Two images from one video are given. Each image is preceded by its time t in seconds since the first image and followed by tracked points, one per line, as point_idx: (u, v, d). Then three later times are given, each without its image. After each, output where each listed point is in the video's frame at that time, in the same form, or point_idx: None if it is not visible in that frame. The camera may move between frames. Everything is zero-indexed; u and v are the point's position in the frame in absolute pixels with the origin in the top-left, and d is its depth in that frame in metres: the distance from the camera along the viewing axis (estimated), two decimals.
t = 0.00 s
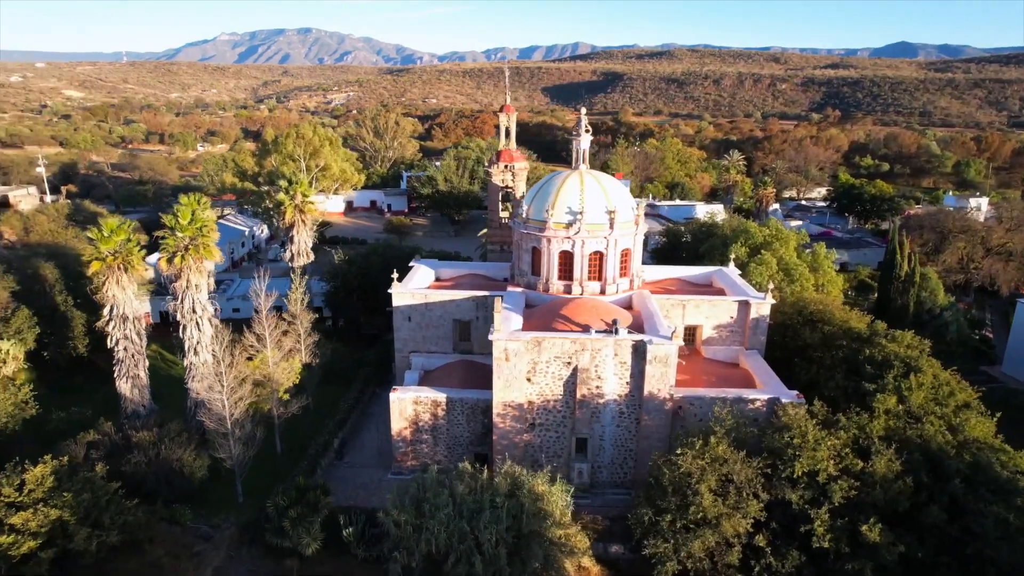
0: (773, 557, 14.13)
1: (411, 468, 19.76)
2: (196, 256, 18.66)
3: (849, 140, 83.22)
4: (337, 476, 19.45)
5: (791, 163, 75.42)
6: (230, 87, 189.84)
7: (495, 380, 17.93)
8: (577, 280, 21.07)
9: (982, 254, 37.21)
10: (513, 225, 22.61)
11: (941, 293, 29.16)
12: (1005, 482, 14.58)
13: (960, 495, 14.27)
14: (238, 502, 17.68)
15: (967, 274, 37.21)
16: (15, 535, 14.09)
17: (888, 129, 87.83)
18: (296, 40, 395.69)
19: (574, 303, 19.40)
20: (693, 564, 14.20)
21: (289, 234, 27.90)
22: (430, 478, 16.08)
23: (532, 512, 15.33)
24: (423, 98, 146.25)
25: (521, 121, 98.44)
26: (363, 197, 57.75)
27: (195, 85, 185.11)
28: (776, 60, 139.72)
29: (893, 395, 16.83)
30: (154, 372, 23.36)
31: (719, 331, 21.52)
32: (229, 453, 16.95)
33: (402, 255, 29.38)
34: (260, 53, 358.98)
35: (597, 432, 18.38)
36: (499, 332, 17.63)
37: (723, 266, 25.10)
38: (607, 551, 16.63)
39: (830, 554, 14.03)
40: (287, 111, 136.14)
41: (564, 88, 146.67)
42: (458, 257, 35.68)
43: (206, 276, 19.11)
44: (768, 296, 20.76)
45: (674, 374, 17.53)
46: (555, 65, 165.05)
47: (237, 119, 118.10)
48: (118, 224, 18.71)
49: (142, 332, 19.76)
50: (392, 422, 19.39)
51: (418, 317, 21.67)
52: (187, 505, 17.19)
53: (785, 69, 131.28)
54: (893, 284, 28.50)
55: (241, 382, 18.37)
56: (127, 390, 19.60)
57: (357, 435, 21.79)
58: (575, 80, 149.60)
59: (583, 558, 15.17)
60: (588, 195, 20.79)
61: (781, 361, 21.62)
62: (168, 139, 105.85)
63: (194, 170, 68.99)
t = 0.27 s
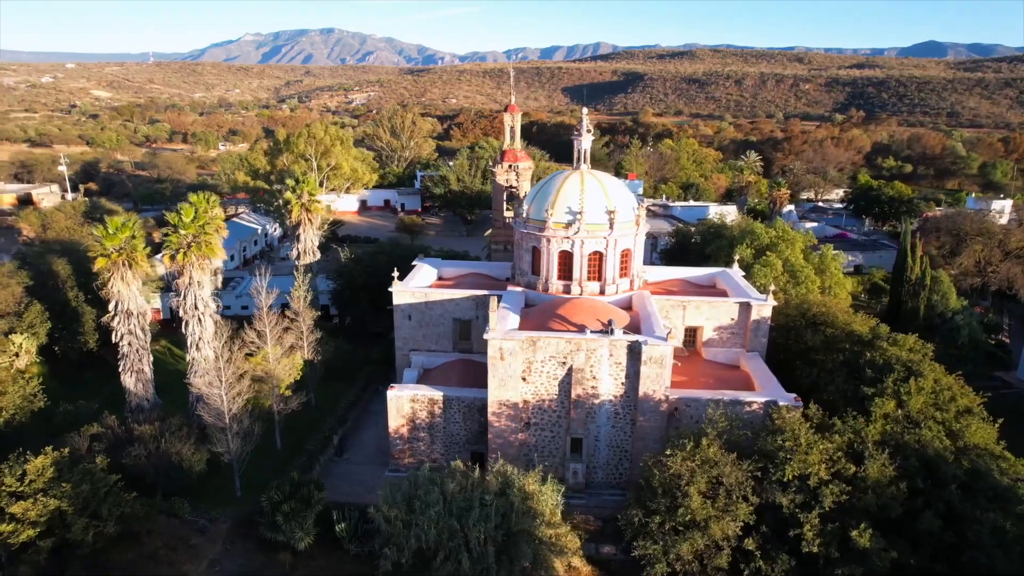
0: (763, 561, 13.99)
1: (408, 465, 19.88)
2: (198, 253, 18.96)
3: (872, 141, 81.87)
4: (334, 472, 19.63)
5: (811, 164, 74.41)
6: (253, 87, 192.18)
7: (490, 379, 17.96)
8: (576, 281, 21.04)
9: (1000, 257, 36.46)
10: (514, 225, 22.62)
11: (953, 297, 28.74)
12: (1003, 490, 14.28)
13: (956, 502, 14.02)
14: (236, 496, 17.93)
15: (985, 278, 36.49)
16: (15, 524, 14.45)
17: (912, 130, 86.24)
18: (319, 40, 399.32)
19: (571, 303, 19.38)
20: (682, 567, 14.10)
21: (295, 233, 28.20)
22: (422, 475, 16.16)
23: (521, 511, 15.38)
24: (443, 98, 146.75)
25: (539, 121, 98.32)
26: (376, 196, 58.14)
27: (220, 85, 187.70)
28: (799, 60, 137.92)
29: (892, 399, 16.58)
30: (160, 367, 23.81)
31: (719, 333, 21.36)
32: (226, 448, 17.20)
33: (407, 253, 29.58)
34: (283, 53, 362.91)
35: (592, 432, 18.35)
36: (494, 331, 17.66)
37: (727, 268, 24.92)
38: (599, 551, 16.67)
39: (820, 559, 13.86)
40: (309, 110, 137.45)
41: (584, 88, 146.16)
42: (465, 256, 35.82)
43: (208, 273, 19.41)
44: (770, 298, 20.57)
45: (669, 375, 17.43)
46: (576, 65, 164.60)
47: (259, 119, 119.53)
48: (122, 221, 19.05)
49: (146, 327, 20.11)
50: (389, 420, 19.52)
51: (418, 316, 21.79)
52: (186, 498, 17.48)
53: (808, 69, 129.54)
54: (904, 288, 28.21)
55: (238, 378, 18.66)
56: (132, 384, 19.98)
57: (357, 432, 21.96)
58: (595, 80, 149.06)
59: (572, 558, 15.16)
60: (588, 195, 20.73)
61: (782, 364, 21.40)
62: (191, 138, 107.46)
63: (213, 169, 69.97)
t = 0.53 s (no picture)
0: (746, 563, 13.90)
1: (400, 463, 19.99)
2: (195, 251, 19.17)
3: (888, 142, 80.89)
4: (327, 469, 19.79)
5: (825, 164, 73.68)
6: (270, 87, 193.82)
7: (480, 378, 18.01)
8: (570, 280, 21.03)
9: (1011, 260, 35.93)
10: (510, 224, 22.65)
11: (958, 299, 28.35)
12: (993, 494, 14.09)
13: (944, 506, 13.84)
14: (228, 491, 18.12)
15: (995, 281, 35.96)
16: (9, 515, 14.71)
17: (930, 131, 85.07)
18: (336, 40, 401.80)
19: (563, 303, 19.39)
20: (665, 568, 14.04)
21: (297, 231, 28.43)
22: (409, 473, 16.23)
23: (506, 509, 15.41)
24: (457, 98, 147.09)
25: (551, 121, 98.20)
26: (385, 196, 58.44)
27: (237, 85, 189.52)
28: (816, 60, 136.53)
29: (884, 402, 16.41)
30: (161, 362, 24.12)
31: (714, 334, 21.27)
32: (218, 444, 17.39)
33: (408, 252, 29.73)
34: (300, 54, 365.60)
35: (583, 432, 18.34)
36: (485, 330, 17.71)
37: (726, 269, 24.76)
38: (586, 551, 16.66)
39: (804, 562, 13.75)
40: (324, 110, 138.37)
41: (598, 88, 145.80)
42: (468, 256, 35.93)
43: (205, 271, 19.62)
44: (765, 299, 20.42)
45: (659, 375, 17.39)
46: (590, 65, 164.24)
47: (274, 118, 120.54)
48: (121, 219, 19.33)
49: (144, 323, 20.38)
50: (382, 417, 19.64)
51: (413, 314, 21.90)
52: (179, 492, 17.70)
53: (825, 69, 128.23)
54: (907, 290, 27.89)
55: (232, 375, 18.87)
56: (130, 379, 20.27)
57: (352, 430, 22.12)
58: (609, 80, 148.63)
59: (557, 558, 15.15)
60: (583, 194, 20.71)
61: (778, 366, 21.26)
62: (207, 138, 108.60)
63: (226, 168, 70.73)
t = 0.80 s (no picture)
0: (729, 565, 13.82)
1: (393, 460, 20.12)
2: (191, 249, 19.37)
3: (904, 142, 79.91)
4: (320, 466, 19.94)
5: (839, 165, 72.95)
6: (285, 87, 195.23)
7: (471, 376, 18.06)
8: (564, 280, 21.03)
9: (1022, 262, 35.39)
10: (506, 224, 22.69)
11: (963, 301, 28.00)
12: (982, 498, 13.90)
13: (930, 510, 13.72)
14: (221, 487, 18.33)
15: (1006, 283, 35.44)
16: (3, 506, 14.98)
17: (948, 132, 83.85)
18: (352, 40, 403.96)
19: (555, 302, 19.42)
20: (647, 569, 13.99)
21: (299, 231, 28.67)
22: (397, 470, 16.32)
23: (491, 508, 15.45)
24: (471, 98, 147.30)
25: (563, 121, 98.01)
26: (393, 195, 58.72)
27: (254, 85, 191.20)
28: (834, 60, 135.10)
29: (874, 405, 16.27)
30: (162, 358, 24.41)
31: (709, 334, 21.19)
32: (210, 439, 17.58)
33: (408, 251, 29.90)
34: (317, 54, 368.03)
35: (573, 432, 18.34)
36: (475, 329, 17.76)
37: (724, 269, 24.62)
38: (573, 551, 16.66)
39: (788, 565, 13.65)
40: (338, 110, 139.10)
41: (613, 88, 145.31)
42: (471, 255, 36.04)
43: (202, 269, 19.80)
44: (760, 300, 20.30)
45: (648, 375, 17.35)
46: (604, 65, 163.75)
47: (288, 118, 121.40)
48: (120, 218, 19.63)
49: (143, 320, 20.63)
50: (375, 415, 19.77)
51: (408, 313, 22.02)
52: (172, 486, 17.93)
53: (843, 68, 126.81)
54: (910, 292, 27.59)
55: (226, 372, 19.07)
56: (129, 375, 20.53)
57: (348, 427, 22.28)
58: (624, 80, 148.05)
59: (541, 557, 15.19)
60: (577, 194, 20.70)
61: (773, 367, 21.13)
62: (222, 137, 109.67)
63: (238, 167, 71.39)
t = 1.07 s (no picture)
0: (713, 567, 13.73)
1: (386, 458, 20.23)
2: (188, 247, 19.67)
3: (922, 143, 78.81)
4: (314, 462, 20.09)
5: (853, 166, 72.11)
6: (301, 87, 196.63)
7: (461, 375, 18.13)
8: (558, 280, 21.05)
9: None
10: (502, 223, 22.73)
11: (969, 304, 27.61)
12: (971, 502, 13.72)
13: (917, 514, 13.56)
14: (214, 482, 18.53)
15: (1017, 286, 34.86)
16: None
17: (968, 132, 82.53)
18: (368, 41, 406.03)
19: (547, 302, 19.44)
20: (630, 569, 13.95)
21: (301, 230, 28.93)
22: (385, 467, 16.41)
23: (477, 506, 15.49)
24: (485, 99, 147.45)
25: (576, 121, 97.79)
26: (402, 195, 58.98)
27: (271, 85, 192.87)
28: (852, 60, 133.49)
29: (866, 408, 16.10)
30: (163, 355, 24.73)
31: (704, 336, 21.08)
32: (203, 434, 17.78)
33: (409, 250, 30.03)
34: (334, 53, 370.27)
35: (564, 432, 18.34)
36: (466, 328, 17.83)
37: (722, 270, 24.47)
38: (561, 550, 16.64)
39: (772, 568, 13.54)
40: (352, 109, 139.81)
41: (628, 89, 144.75)
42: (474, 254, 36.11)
43: (199, 266, 20.08)
44: (754, 301, 20.18)
45: (638, 376, 17.31)
46: (619, 65, 163.16)
47: (302, 117, 122.30)
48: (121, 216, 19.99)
49: (143, 317, 20.89)
50: (368, 412, 19.89)
51: (403, 312, 22.14)
52: (166, 481, 18.16)
53: (861, 68, 125.28)
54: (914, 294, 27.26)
55: (221, 368, 19.30)
56: (128, 371, 20.75)
57: (343, 424, 22.41)
58: (638, 80, 147.42)
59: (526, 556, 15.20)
60: (572, 194, 20.70)
61: (768, 369, 21.00)
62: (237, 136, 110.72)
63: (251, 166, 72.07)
